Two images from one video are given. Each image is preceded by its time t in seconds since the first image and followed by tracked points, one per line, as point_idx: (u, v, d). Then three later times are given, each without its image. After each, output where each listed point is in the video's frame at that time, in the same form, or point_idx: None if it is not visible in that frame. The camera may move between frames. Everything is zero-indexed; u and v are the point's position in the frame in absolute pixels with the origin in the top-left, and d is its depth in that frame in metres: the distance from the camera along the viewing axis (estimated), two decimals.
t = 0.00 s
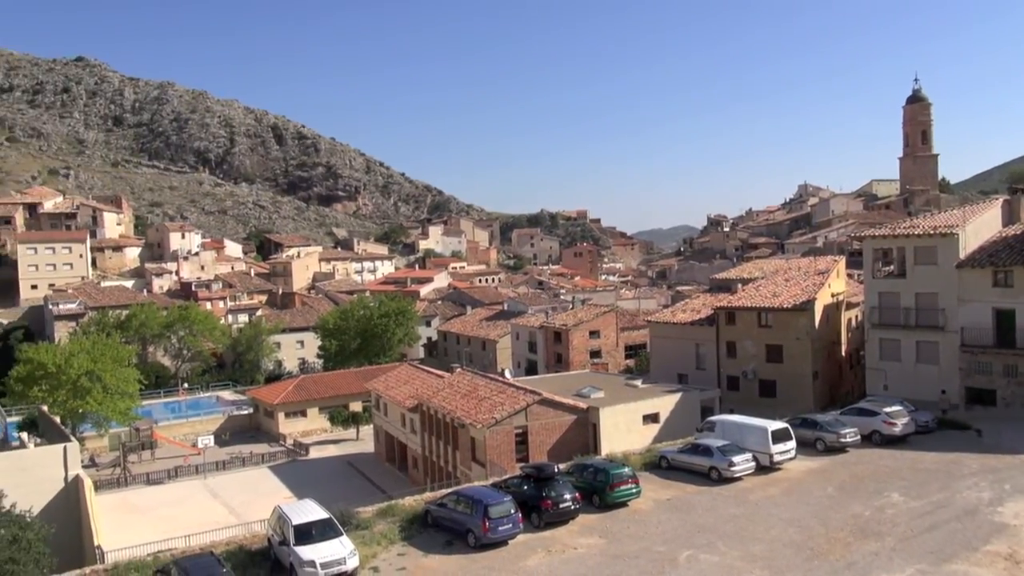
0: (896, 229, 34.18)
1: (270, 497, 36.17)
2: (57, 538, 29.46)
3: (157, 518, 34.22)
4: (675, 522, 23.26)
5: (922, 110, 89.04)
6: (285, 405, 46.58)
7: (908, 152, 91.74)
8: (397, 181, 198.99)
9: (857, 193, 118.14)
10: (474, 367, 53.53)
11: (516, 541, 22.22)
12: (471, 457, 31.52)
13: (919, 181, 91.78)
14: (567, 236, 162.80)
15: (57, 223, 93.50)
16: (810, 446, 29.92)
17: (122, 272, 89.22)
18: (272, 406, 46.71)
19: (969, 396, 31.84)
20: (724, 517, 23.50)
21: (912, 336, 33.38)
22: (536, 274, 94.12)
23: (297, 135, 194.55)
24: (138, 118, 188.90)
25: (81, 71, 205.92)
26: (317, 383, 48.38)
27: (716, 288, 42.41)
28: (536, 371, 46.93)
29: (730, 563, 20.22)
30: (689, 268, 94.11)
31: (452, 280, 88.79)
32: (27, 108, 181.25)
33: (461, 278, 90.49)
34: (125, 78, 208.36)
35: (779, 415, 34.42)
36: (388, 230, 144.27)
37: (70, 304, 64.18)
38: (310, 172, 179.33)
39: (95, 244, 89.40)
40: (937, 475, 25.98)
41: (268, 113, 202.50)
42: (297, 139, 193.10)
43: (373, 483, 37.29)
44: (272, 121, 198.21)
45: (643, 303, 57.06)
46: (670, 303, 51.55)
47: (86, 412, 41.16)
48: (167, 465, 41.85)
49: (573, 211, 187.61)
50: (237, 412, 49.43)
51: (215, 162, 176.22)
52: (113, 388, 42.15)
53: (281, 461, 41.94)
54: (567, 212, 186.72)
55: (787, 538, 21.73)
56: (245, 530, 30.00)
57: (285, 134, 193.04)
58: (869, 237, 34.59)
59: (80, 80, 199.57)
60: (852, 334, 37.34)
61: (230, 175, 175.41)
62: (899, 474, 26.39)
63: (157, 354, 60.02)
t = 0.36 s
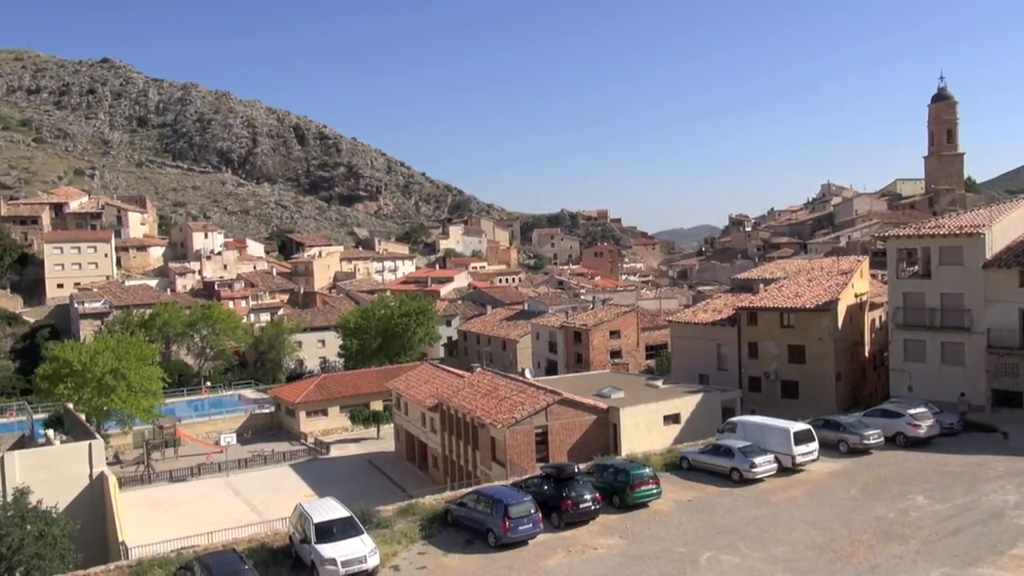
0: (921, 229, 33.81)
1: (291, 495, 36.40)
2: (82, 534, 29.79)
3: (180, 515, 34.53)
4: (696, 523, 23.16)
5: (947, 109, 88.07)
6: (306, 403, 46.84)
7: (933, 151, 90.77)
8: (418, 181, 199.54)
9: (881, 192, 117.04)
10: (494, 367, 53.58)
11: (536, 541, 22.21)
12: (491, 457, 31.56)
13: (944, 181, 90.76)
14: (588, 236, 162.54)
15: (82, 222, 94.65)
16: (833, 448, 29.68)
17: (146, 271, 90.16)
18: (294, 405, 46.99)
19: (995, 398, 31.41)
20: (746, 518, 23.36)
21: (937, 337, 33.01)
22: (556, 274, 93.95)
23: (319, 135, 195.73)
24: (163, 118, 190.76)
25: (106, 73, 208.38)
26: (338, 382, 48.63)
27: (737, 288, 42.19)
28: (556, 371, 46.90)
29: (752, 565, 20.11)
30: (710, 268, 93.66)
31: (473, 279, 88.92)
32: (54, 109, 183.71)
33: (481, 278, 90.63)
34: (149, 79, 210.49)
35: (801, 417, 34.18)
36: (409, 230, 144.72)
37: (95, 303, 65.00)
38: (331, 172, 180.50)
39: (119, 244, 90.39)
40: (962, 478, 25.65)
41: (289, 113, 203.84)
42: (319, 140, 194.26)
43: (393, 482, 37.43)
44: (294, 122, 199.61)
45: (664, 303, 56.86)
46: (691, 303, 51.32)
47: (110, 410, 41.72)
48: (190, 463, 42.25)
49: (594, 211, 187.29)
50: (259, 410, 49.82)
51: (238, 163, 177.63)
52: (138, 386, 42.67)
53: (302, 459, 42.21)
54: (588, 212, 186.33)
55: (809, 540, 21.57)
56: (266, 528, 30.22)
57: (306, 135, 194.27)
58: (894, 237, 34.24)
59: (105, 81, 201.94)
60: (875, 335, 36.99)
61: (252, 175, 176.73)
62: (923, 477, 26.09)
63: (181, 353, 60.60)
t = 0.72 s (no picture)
0: (946, 229, 33.42)
1: (312, 494, 36.63)
2: (106, 532, 30.11)
3: (203, 512, 34.86)
4: (717, 524, 23.04)
5: (973, 107, 87.08)
6: (327, 402, 47.10)
7: (958, 150, 89.77)
8: (438, 181, 200.06)
9: (905, 192, 115.92)
10: (514, 367, 53.60)
11: (556, 541, 22.19)
12: (511, 457, 31.56)
13: (970, 180, 89.76)
14: (608, 236, 162.22)
15: (107, 222, 95.73)
16: (855, 449, 29.43)
17: (170, 271, 91.01)
18: (315, 403, 47.28)
19: (1021, 400, 31.01)
20: (768, 520, 23.20)
21: (962, 338, 32.67)
22: (576, 273, 93.84)
23: (340, 135, 196.75)
24: (186, 119, 192.52)
25: (131, 74, 210.66)
26: (358, 382, 48.87)
27: (759, 289, 41.94)
28: (577, 371, 46.84)
29: (774, 567, 19.99)
30: (732, 268, 93.20)
31: (493, 279, 89.04)
32: (79, 110, 186.06)
33: (501, 278, 90.70)
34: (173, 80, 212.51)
35: (823, 418, 33.90)
36: (430, 229, 145.10)
37: (120, 302, 65.73)
38: (352, 172, 181.52)
39: (143, 244, 91.30)
40: (987, 481, 25.34)
41: (310, 114, 205.03)
42: (340, 140, 195.29)
43: (414, 481, 37.55)
44: (315, 122, 200.83)
45: (685, 303, 56.65)
46: (712, 303, 51.09)
47: (135, 408, 42.21)
48: (212, 460, 42.61)
49: (615, 211, 186.86)
50: (281, 409, 50.18)
51: (260, 163, 178.95)
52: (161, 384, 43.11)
53: (323, 458, 42.44)
54: (608, 212, 185.89)
55: (831, 542, 21.40)
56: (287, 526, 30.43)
57: (328, 135, 195.37)
58: (918, 237, 33.89)
59: (130, 83, 204.15)
60: (899, 336, 36.65)
61: (274, 175, 177.93)
62: (948, 479, 25.82)
63: (204, 352, 61.14)
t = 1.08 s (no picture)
0: (972, 229, 33.04)
1: (333, 493, 36.82)
2: (130, 530, 30.40)
3: (225, 510, 35.14)
4: (739, 526, 22.92)
5: (999, 106, 86.04)
6: (348, 401, 47.34)
7: (984, 149, 88.71)
8: (458, 181, 200.39)
9: (930, 192, 114.67)
10: (534, 367, 53.60)
11: (576, 542, 22.15)
12: (532, 457, 31.55)
13: (996, 180, 88.66)
14: (629, 236, 161.82)
15: (132, 222, 96.75)
16: (879, 452, 29.14)
17: (192, 270, 91.89)
18: (336, 403, 47.52)
19: None
20: (790, 522, 23.04)
21: (988, 340, 32.25)
22: (596, 274, 93.67)
23: (361, 136, 197.73)
24: (208, 120, 194.22)
25: (155, 76, 212.91)
26: (379, 381, 49.07)
27: (781, 289, 41.68)
28: (597, 371, 46.74)
29: (796, 570, 19.83)
30: (754, 268, 92.63)
31: (513, 279, 89.11)
32: (105, 112, 188.41)
33: (521, 278, 90.74)
34: (196, 81, 214.46)
35: (846, 420, 33.62)
36: (450, 229, 145.43)
37: (145, 301, 66.44)
38: (373, 172, 182.38)
39: (167, 244, 92.22)
40: (1013, 485, 25.00)
41: (331, 114, 206.16)
42: (361, 140, 196.24)
43: (434, 480, 37.64)
44: (337, 123, 202.01)
45: (706, 303, 56.39)
46: (733, 304, 50.83)
47: (158, 406, 42.66)
48: (234, 459, 42.97)
49: (635, 211, 186.37)
50: (302, 407, 50.48)
51: (282, 163, 180.18)
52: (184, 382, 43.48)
53: (344, 457, 42.67)
54: (629, 212, 185.37)
55: (854, 545, 21.21)
56: (308, 524, 30.60)
57: (348, 135, 196.39)
58: (943, 237, 33.52)
59: (154, 84, 206.36)
60: (924, 337, 36.26)
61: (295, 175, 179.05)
62: (973, 482, 25.50)
63: (226, 351, 61.67)
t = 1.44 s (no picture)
0: (998, 229, 32.61)
1: (354, 492, 36.99)
2: (154, 528, 30.67)
3: (247, 508, 35.40)
4: (760, 528, 22.78)
5: None
6: (368, 401, 47.56)
7: (1011, 149, 87.59)
8: (478, 181, 200.62)
9: (955, 192, 113.40)
10: (554, 367, 53.57)
11: (596, 542, 22.11)
12: (551, 457, 31.52)
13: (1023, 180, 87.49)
14: (649, 236, 161.35)
15: (155, 223, 97.74)
16: (903, 454, 28.85)
17: (215, 270, 92.67)
18: (356, 402, 47.76)
19: None
20: (812, 525, 22.86)
21: (1014, 342, 31.81)
22: (616, 274, 93.49)
23: (381, 136, 198.56)
24: (231, 121, 195.73)
25: (178, 77, 215.01)
26: (399, 381, 49.25)
27: (804, 290, 41.38)
28: (617, 372, 46.62)
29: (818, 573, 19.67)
30: (775, 268, 92.05)
31: (533, 279, 89.11)
32: (129, 113, 190.48)
33: (542, 278, 90.75)
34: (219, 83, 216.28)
35: (869, 422, 33.30)
36: (470, 229, 145.69)
37: (168, 301, 67.10)
38: (393, 172, 183.08)
39: (189, 244, 93.06)
40: None
41: (352, 115, 207.13)
42: (381, 141, 197.09)
43: (454, 480, 37.71)
44: (357, 124, 202.97)
45: (728, 304, 56.10)
46: (755, 304, 50.52)
47: (180, 404, 43.07)
48: (256, 457, 43.29)
49: (656, 211, 185.77)
50: (322, 407, 50.74)
51: (303, 164, 181.28)
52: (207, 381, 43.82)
53: (364, 456, 42.86)
54: (649, 212, 184.79)
55: (877, 549, 21.01)
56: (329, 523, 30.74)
57: (369, 136, 197.30)
58: (969, 237, 33.12)
59: (177, 86, 208.36)
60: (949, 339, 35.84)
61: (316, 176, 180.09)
62: (999, 486, 25.18)
63: (248, 350, 62.17)
